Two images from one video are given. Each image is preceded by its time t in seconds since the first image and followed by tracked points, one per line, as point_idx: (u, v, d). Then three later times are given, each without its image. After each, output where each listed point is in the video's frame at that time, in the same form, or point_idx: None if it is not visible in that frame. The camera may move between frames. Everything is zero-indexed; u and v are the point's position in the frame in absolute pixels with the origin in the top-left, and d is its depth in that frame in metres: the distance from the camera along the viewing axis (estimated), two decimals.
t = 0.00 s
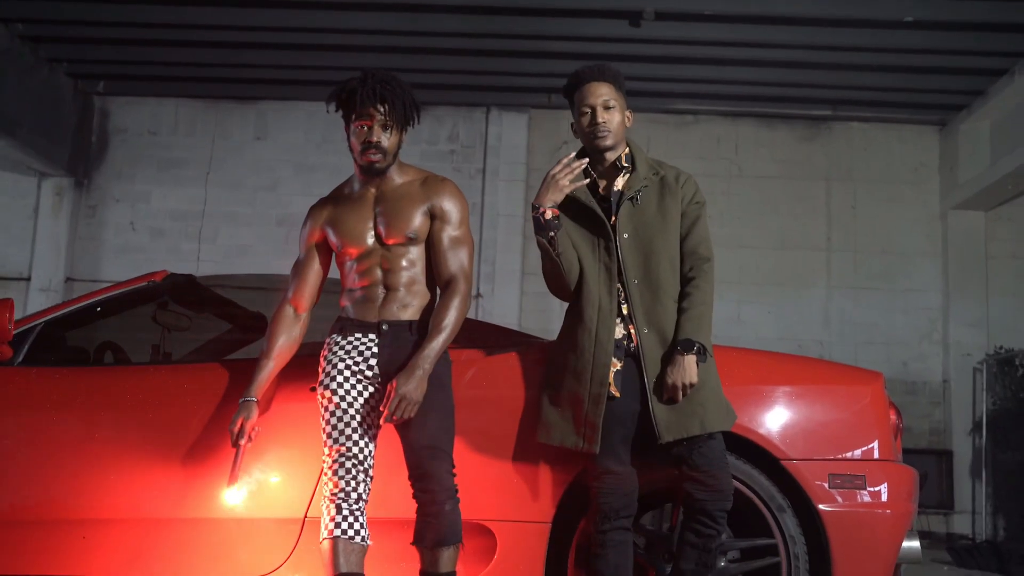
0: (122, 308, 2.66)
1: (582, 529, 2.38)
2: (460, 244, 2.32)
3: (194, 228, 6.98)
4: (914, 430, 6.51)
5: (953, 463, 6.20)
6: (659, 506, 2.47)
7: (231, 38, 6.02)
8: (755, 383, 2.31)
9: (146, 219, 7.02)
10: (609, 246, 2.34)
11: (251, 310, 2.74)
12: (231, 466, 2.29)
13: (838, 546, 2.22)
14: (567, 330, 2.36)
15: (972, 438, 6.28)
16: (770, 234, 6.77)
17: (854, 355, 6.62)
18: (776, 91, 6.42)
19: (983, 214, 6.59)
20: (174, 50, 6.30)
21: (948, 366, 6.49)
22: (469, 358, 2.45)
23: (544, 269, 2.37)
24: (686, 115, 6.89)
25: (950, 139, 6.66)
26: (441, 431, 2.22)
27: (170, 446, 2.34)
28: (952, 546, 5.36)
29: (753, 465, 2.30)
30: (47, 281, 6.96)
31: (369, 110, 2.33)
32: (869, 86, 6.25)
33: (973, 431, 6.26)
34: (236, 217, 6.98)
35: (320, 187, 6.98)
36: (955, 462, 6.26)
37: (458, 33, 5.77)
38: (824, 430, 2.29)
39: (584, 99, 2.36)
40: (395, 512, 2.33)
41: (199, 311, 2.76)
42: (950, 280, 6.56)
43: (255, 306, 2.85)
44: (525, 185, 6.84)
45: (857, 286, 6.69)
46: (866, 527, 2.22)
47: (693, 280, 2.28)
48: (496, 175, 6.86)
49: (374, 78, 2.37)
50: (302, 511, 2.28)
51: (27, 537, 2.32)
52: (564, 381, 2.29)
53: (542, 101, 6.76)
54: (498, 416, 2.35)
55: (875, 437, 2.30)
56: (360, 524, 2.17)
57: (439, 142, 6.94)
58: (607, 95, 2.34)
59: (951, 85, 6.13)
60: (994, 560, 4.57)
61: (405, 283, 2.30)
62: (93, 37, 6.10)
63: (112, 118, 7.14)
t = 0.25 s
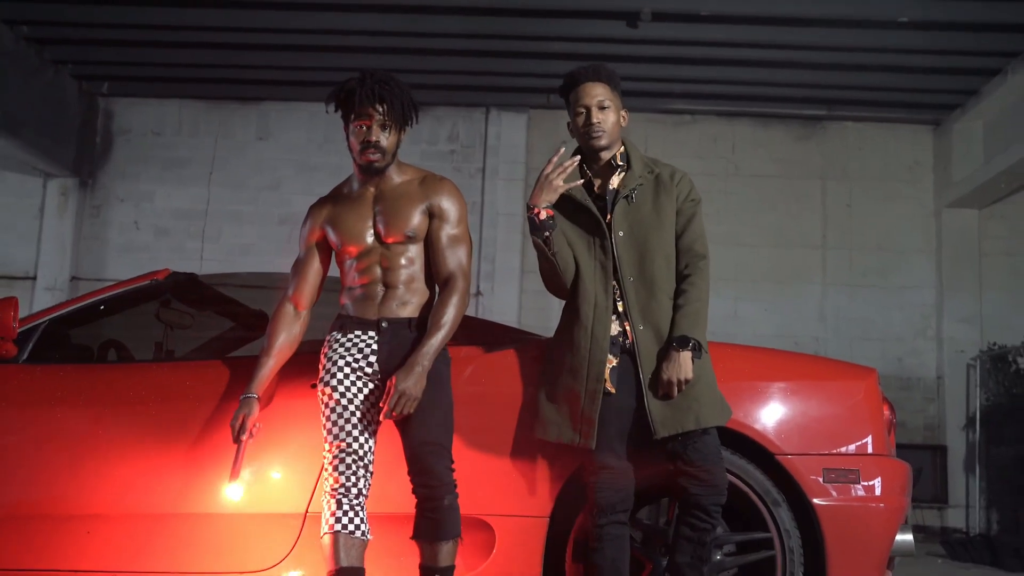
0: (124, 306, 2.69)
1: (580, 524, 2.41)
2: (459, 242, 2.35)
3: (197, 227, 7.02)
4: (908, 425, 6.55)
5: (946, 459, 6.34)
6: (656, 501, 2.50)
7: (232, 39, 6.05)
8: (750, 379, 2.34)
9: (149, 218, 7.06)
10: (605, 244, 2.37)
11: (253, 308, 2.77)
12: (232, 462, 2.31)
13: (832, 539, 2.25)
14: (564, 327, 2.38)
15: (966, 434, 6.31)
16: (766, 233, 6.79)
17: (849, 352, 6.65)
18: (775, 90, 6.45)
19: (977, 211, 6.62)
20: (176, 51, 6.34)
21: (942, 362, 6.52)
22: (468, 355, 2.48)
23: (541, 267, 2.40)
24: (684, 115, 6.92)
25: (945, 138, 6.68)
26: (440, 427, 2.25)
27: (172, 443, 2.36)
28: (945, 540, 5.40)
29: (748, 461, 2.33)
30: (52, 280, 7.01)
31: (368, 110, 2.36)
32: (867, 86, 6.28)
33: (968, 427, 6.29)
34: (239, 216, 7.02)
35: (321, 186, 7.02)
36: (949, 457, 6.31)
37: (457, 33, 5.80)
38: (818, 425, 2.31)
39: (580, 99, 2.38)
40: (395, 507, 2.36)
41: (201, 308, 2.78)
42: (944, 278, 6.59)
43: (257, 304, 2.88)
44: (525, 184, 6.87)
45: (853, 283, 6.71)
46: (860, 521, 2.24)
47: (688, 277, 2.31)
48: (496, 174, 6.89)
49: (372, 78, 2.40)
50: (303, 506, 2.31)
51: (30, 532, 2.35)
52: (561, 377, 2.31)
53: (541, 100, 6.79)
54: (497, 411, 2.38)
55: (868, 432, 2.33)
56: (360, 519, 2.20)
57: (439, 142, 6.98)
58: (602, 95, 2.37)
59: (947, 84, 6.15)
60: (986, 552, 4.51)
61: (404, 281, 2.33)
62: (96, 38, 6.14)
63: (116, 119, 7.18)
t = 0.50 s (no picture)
0: (129, 306, 2.74)
1: (582, 521, 2.42)
2: (460, 240, 2.37)
3: (202, 227, 7.05)
4: (909, 421, 6.56)
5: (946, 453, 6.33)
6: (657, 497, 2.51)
7: (234, 39, 6.07)
8: (750, 376, 2.35)
9: (155, 218, 7.09)
10: (605, 242, 2.38)
11: (257, 306, 2.79)
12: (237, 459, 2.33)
13: (832, 535, 2.26)
14: (564, 325, 2.40)
15: (966, 430, 6.32)
16: (766, 230, 6.80)
17: (849, 348, 6.65)
18: (777, 88, 6.46)
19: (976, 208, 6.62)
20: (179, 52, 6.36)
21: (942, 358, 6.53)
22: (470, 353, 2.49)
23: (542, 265, 2.41)
24: (684, 113, 6.93)
25: (943, 136, 6.68)
26: (442, 424, 2.27)
27: (176, 439, 2.38)
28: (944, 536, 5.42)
29: (749, 457, 2.34)
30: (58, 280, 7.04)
31: (369, 110, 2.38)
32: (868, 84, 6.28)
33: (967, 422, 6.30)
34: (243, 215, 7.05)
35: (325, 185, 7.04)
36: (948, 452, 6.33)
37: (459, 33, 5.82)
38: (818, 422, 2.33)
39: (580, 99, 2.40)
40: (398, 504, 2.38)
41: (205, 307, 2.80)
42: (943, 275, 6.59)
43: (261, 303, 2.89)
44: (527, 183, 6.88)
45: (854, 280, 6.72)
46: (860, 517, 2.26)
47: (688, 275, 2.33)
48: (498, 173, 6.91)
49: (373, 78, 2.42)
50: (307, 504, 2.33)
51: (36, 529, 2.38)
52: (562, 374, 2.33)
53: (543, 99, 6.80)
54: (499, 408, 2.40)
55: (868, 428, 2.34)
56: (363, 516, 2.22)
57: (442, 141, 6.99)
58: (602, 94, 2.38)
59: (948, 82, 6.15)
60: (987, 547, 4.54)
61: (406, 280, 2.34)
62: (100, 40, 6.17)
63: (121, 119, 7.21)
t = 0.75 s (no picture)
0: (140, 305, 2.77)
1: (587, 515, 2.45)
2: (465, 238, 2.40)
3: (212, 227, 7.10)
4: (912, 415, 6.56)
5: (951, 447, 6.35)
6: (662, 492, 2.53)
7: (242, 42, 6.13)
8: (754, 371, 2.37)
9: (167, 218, 7.14)
10: (610, 239, 2.41)
11: (267, 305, 2.80)
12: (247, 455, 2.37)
13: (835, 528, 2.28)
14: (570, 321, 2.43)
15: (969, 424, 6.33)
16: (770, 228, 6.82)
17: (852, 344, 6.66)
18: (782, 87, 6.48)
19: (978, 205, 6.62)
20: (188, 55, 6.42)
21: (945, 353, 6.54)
22: (476, 350, 2.52)
23: (547, 262, 2.44)
24: (688, 113, 6.95)
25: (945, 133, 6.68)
26: (448, 420, 2.30)
27: (188, 435, 2.42)
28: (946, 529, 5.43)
29: (753, 451, 2.36)
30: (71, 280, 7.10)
31: (374, 110, 2.42)
32: (872, 82, 6.30)
33: (970, 417, 6.31)
34: (253, 216, 7.10)
35: (333, 186, 7.09)
36: (952, 446, 6.34)
37: (465, 34, 5.87)
38: (822, 416, 2.35)
39: (585, 99, 2.43)
40: (405, 499, 2.41)
41: (216, 306, 2.82)
42: (946, 272, 6.59)
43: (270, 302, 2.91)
44: (532, 182, 6.92)
45: (858, 277, 6.73)
46: (863, 510, 2.28)
47: (692, 271, 2.35)
48: (504, 172, 6.95)
49: (378, 78, 2.46)
50: (316, 499, 2.37)
51: (50, 524, 2.41)
52: (567, 370, 2.36)
53: (548, 100, 6.84)
54: (505, 404, 2.42)
55: (871, 423, 2.36)
56: (371, 511, 2.25)
57: (448, 141, 7.03)
58: (607, 94, 2.41)
59: (951, 80, 6.16)
60: (989, 539, 4.53)
61: (413, 278, 2.38)
62: (110, 44, 6.24)
63: (132, 122, 7.27)
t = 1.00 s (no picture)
0: (147, 301, 2.79)
1: (590, 508, 2.46)
2: (469, 233, 2.42)
3: (218, 224, 7.12)
4: (914, 408, 6.59)
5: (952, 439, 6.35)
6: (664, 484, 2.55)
7: (245, 40, 6.15)
8: (757, 364, 2.39)
9: (173, 215, 7.17)
10: (613, 234, 2.43)
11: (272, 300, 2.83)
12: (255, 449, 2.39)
13: (836, 520, 2.30)
14: (573, 315, 2.44)
15: (971, 417, 6.35)
16: (773, 223, 6.83)
17: (855, 338, 6.68)
18: (785, 83, 6.48)
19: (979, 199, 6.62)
20: (192, 53, 6.44)
21: (946, 346, 6.55)
22: (479, 344, 2.54)
23: (550, 257, 2.45)
24: (690, 108, 6.95)
25: (947, 128, 6.69)
26: (452, 414, 2.32)
27: (197, 430, 2.44)
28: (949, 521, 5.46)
29: (755, 444, 2.38)
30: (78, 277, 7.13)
31: (378, 107, 2.43)
32: (875, 77, 6.30)
33: (972, 409, 6.33)
34: (258, 212, 7.12)
35: (338, 182, 7.11)
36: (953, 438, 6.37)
37: (468, 31, 5.88)
38: (824, 409, 2.36)
39: (588, 94, 2.44)
40: (410, 492, 2.43)
41: (222, 302, 2.84)
42: (947, 266, 6.60)
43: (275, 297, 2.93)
44: (536, 178, 6.94)
45: (861, 271, 6.74)
46: (864, 501, 2.29)
47: (695, 266, 2.37)
48: (508, 168, 6.97)
49: (382, 75, 2.47)
50: (322, 493, 2.39)
51: (61, 520, 2.44)
52: (571, 364, 2.37)
53: (551, 96, 6.85)
54: (508, 398, 2.44)
55: (872, 415, 2.37)
56: (376, 504, 2.27)
57: (453, 137, 7.03)
58: (609, 90, 2.42)
59: (953, 75, 6.16)
60: (990, 531, 4.55)
61: (417, 273, 2.39)
62: (115, 42, 6.26)
63: (138, 119, 7.28)
